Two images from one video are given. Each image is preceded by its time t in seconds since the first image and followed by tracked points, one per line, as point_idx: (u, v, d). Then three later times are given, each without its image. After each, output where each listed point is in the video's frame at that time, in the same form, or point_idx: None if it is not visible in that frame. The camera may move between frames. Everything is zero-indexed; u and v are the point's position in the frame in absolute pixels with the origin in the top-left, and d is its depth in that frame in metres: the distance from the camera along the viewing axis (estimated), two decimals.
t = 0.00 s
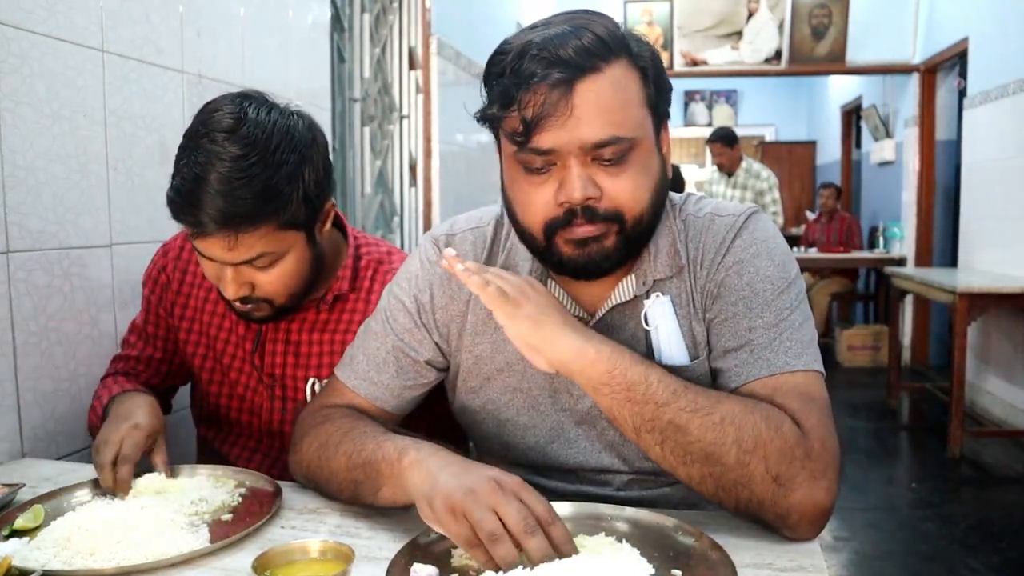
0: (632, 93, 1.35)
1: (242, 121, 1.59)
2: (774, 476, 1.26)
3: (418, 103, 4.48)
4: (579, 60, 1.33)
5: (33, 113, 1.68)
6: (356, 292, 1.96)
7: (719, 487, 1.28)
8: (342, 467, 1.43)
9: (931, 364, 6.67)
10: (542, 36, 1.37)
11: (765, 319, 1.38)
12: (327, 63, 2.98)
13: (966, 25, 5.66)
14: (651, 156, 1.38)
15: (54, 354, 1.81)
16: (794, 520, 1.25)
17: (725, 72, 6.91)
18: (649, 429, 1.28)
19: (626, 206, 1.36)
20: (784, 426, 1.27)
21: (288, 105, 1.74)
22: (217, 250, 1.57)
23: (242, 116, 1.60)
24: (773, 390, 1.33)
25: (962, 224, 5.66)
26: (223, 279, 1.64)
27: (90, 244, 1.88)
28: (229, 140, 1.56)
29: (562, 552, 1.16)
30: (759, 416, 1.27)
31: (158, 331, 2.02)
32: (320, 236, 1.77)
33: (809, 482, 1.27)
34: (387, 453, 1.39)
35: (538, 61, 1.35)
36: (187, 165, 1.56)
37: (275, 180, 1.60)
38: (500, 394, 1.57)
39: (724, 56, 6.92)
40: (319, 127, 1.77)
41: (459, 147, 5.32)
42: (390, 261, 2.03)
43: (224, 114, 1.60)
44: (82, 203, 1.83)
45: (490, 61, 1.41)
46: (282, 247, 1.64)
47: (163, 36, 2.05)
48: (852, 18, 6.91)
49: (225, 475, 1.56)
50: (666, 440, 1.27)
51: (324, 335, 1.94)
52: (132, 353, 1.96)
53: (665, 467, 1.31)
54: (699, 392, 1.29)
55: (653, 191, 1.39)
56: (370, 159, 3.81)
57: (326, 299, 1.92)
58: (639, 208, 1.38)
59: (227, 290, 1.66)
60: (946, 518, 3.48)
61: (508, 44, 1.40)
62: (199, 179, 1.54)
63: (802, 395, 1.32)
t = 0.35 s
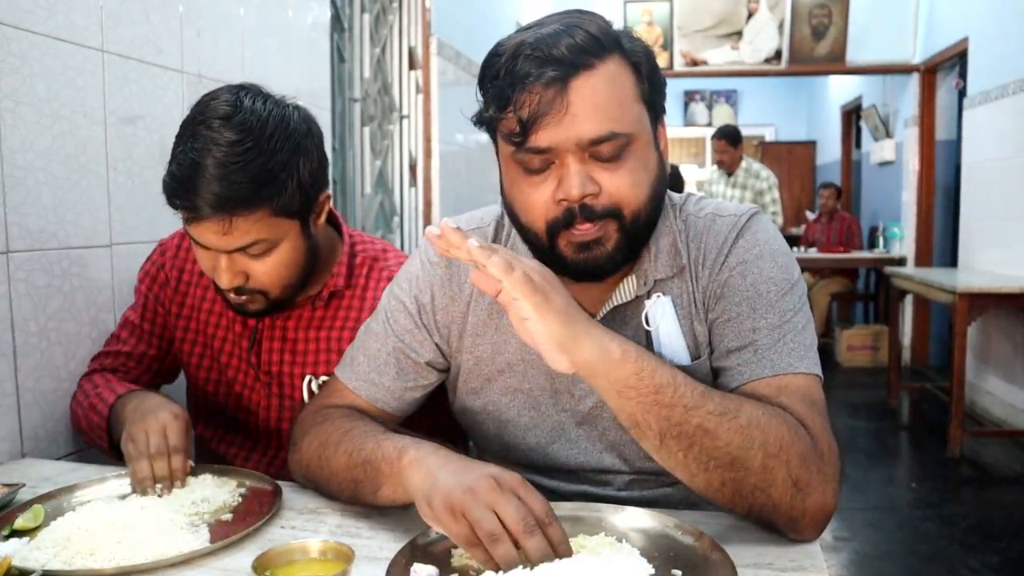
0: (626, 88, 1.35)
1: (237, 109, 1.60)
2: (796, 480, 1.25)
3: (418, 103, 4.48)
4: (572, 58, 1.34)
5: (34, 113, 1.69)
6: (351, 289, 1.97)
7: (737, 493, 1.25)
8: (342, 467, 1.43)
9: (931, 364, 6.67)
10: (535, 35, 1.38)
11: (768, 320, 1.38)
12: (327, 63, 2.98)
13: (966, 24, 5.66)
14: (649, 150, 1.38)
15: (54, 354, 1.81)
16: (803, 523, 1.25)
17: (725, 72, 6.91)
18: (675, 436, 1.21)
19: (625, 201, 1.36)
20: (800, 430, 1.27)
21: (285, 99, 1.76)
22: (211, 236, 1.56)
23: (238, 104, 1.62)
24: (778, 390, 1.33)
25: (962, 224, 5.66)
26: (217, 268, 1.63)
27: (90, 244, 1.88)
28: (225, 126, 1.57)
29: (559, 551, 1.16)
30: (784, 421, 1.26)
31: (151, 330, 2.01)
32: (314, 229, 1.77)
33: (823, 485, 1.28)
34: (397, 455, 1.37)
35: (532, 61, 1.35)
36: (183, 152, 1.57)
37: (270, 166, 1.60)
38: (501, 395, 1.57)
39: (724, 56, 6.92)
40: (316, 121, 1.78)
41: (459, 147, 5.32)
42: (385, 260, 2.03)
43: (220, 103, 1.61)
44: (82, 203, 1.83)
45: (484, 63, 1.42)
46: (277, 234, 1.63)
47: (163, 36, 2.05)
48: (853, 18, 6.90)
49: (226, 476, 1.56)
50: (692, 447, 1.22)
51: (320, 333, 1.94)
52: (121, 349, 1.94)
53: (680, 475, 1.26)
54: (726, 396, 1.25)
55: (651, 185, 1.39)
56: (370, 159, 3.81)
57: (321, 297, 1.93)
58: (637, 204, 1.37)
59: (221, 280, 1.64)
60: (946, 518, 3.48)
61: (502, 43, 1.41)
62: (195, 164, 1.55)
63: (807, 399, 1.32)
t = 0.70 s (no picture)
0: (599, 89, 1.33)
1: (231, 116, 1.60)
2: (808, 478, 1.26)
3: (418, 103, 4.48)
4: (542, 60, 1.33)
5: (33, 113, 1.68)
6: (348, 291, 1.97)
7: (749, 484, 1.25)
8: (341, 467, 1.42)
9: (931, 364, 6.67)
10: (512, 36, 1.40)
11: (770, 321, 1.38)
12: (327, 63, 2.98)
13: (966, 24, 5.66)
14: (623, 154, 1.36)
15: (54, 354, 1.81)
16: (808, 522, 1.26)
17: (725, 72, 6.91)
18: (700, 415, 1.21)
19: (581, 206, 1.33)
20: (816, 427, 1.28)
21: (280, 103, 1.75)
22: (209, 246, 1.56)
23: (232, 111, 1.61)
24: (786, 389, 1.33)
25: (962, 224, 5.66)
26: (214, 277, 1.63)
27: (89, 244, 1.88)
28: (219, 134, 1.57)
29: (552, 543, 1.17)
30: (804, 419, 1.26)
31: (140, 323, 1.97)
32: (311, 235, 1.77)
33: (831, 486, 1.29)
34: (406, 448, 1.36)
35: (507, 59, 1.37)
36: (177, 161, 1.56)
37: (265, 174, 1.60)
38: (500, 394, 1.57)
39: (724, 56, 6.92)
40: (311, 125, 1.77)
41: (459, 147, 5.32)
42: (380, 261, 2.04)
43: (214, 110, 1.60)
44: (82, 203, 1.83)
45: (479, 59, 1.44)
46: (273, 242, 1.63)
47: (163, 36, 2.05)
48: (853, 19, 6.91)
49: (226, 475, 1.56)
50: (715, 430, 1.22)
51: (317, 337, 1.94)
52: (102, 340, 1.87)
53: (696, 458, 1.25)
54: (754, 389, 1.24)
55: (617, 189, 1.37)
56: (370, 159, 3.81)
57: (318, 301, 1.92)
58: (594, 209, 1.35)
59: (219, 289, 1.64)
60: (946, 518, 3.48)
61: (492, 47, 1.42)
62: (190, 173, 1.54)
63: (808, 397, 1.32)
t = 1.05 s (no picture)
0: (618, 103, 1.33)
1: (228, 127, 1.60)
2: (811, 474, 1.26)
3: (418, 103, 4.48)
4: (558, 75, 1.33)
5: (33, 113, 1.69)
6: (349, 293, 1.97)
7: (751, 476, 1.27)
8: (337, 463, 1.43)
9: (931, 364, 6.67)
10: (524, 48, 1.37)
11: (773, 321, 1.38)
12: (327, 63, 2.98)
13: (966, 24, 5.66)
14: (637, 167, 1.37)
15: (55, 353, 1.81)
16: (810, 521, 1.26)
17: (725, 72, 6.91)
18: (702, 400, 1.24)
19: (609, 220, 1.35)
20: (821, 424, 1.28)
21: (275, 109, 1.75)
22: (210, 258, 1.57)
23: (228, 121, 1.61)
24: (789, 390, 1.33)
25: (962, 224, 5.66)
26: (216, 287, 1.64)
27: (89, 244, 1.88)
28: (217, 145, 1.56)
29: (543, 517, 1.17)
30: (809, 416, 1.27)
31: (140, 325, 1.97)
32: (313, 240, 1.77)
33: (834, 485, 1.29)
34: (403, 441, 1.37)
35: (521, 73, 1.36)
36: (176, 173, 1.56)
37: (265, 185, 1.60)
38: (501, 394, 1.57)
39: (724, 56, 6.92)
40: (308, 130, 1.77)
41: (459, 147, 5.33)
42: (381, 263, 2.03)
43: (210, 120, 1.60)
44: (82, 203, 1.83)
45: (481, 70, 1.43)
46: (274, 252, 1.63)
47: (163, 36, 2.05)
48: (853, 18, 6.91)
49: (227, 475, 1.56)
50: (717, 416, 1.24)
51: (318, 339, 1.95)
52: (106, 344, 1.88)
53: (699, 444, 1.28)
54: (756, 379, 1.25)
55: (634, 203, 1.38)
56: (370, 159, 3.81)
57: (318, 304, 1.92)
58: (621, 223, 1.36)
59: (221, 298, 1.65)
60: (946, 518, 3.48)
61: (495, 57, 1.41)
62: (189, 186, 1.54)
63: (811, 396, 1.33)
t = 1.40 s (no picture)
0: (626, 106, 1.33)
1: (240, 128, 1.60)
2: (810, 475, 1.26)
3: (418, 103, 4.48)
4: (568, 76, 1.32)
5: (33, 113, 1.68)
6: (355, 295, 1.97)
7: (749, 477, 1.26)
8: (332, 460, 1.43)
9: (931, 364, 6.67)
10: (534, 50, 1.38)
11: (774, 321, 1.38)
12: (327, 63, 2.98)
13: (966, 25, 5.66)
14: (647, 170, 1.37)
15: (55, 354, 1.81)
16: (809, 522, 1.26)
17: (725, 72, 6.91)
18: (700, 402, 1.24)
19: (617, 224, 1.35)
20: (822, 426, 1.28)
21: (286, 110, 1.75)
22: (219, 259, 1.57)
23: (240, 123, 1.61)
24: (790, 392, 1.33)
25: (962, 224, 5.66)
26: (224, 286, 1.64)
27: (90, 244, 1.88)
28: (228, 147, 1.57)
29: (512, 535, 1.15)
30: (811, 420, 1.26)
31: (152, 335, 2.01)
32: (320, 240, 1.76)
33: (834, 487, 1.29)
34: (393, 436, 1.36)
35: (531, 75, 1.35)
36: (186, 174, 1.56)
37: (275, 187, 1.60)
38: (503, 395, 1.57)
39: (724, 56, 6.92)
40: (318, 132, 1.77)
41: (459, 147, 5.32)
42: (388, 265, 2.04)
43: (221, 122, 1.60)
44: (81, 203, 1.83)
45: (488, 71, 1.43)
46: (282, 254, 1.63)
47: (163, 36, 2.05)
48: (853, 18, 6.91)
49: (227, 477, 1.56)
50: (715, 417, 1.24)
51: (321, 340, 1.95)
52: (128, 355, 1.95)
53: (696, 443, 1.28)
54: (754, 380, 1.24)
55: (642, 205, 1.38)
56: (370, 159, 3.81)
57: (325, 304, 1.92)
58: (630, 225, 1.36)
59: (228, 297, 1.66)
60: (946, 518, 3.48)
61: (506, 57, 1.41)
62: (199, 187, 1.54)
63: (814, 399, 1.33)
